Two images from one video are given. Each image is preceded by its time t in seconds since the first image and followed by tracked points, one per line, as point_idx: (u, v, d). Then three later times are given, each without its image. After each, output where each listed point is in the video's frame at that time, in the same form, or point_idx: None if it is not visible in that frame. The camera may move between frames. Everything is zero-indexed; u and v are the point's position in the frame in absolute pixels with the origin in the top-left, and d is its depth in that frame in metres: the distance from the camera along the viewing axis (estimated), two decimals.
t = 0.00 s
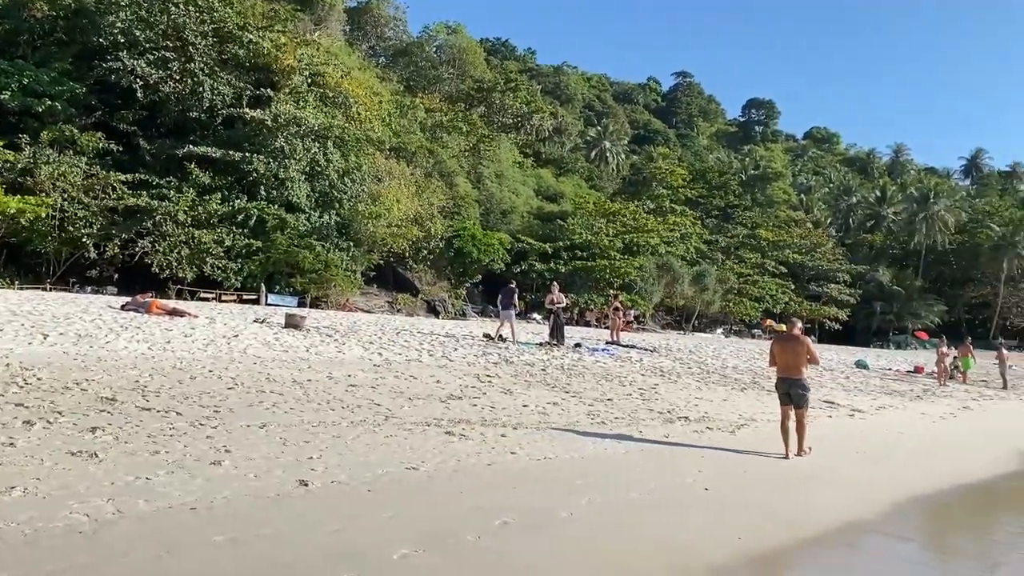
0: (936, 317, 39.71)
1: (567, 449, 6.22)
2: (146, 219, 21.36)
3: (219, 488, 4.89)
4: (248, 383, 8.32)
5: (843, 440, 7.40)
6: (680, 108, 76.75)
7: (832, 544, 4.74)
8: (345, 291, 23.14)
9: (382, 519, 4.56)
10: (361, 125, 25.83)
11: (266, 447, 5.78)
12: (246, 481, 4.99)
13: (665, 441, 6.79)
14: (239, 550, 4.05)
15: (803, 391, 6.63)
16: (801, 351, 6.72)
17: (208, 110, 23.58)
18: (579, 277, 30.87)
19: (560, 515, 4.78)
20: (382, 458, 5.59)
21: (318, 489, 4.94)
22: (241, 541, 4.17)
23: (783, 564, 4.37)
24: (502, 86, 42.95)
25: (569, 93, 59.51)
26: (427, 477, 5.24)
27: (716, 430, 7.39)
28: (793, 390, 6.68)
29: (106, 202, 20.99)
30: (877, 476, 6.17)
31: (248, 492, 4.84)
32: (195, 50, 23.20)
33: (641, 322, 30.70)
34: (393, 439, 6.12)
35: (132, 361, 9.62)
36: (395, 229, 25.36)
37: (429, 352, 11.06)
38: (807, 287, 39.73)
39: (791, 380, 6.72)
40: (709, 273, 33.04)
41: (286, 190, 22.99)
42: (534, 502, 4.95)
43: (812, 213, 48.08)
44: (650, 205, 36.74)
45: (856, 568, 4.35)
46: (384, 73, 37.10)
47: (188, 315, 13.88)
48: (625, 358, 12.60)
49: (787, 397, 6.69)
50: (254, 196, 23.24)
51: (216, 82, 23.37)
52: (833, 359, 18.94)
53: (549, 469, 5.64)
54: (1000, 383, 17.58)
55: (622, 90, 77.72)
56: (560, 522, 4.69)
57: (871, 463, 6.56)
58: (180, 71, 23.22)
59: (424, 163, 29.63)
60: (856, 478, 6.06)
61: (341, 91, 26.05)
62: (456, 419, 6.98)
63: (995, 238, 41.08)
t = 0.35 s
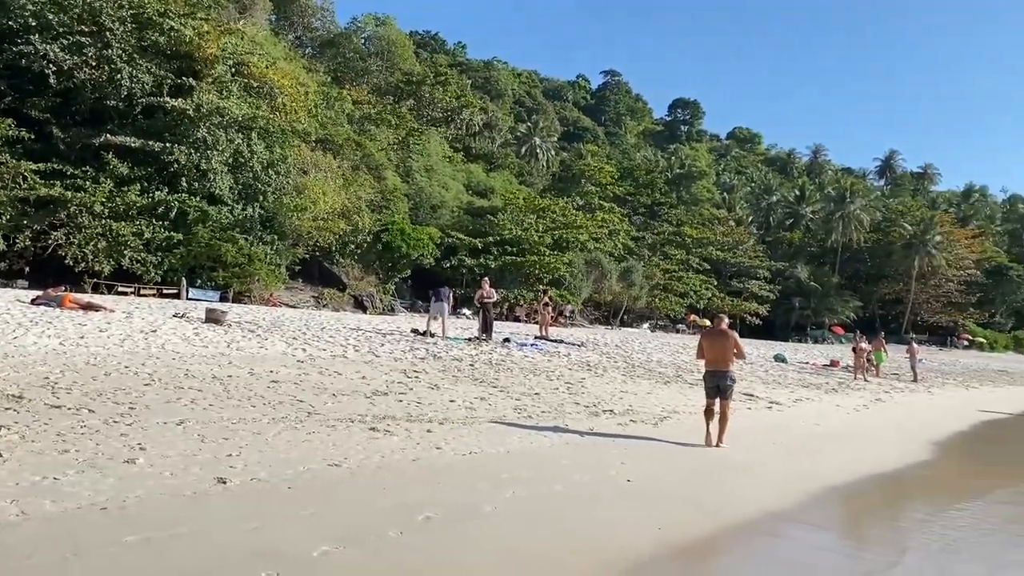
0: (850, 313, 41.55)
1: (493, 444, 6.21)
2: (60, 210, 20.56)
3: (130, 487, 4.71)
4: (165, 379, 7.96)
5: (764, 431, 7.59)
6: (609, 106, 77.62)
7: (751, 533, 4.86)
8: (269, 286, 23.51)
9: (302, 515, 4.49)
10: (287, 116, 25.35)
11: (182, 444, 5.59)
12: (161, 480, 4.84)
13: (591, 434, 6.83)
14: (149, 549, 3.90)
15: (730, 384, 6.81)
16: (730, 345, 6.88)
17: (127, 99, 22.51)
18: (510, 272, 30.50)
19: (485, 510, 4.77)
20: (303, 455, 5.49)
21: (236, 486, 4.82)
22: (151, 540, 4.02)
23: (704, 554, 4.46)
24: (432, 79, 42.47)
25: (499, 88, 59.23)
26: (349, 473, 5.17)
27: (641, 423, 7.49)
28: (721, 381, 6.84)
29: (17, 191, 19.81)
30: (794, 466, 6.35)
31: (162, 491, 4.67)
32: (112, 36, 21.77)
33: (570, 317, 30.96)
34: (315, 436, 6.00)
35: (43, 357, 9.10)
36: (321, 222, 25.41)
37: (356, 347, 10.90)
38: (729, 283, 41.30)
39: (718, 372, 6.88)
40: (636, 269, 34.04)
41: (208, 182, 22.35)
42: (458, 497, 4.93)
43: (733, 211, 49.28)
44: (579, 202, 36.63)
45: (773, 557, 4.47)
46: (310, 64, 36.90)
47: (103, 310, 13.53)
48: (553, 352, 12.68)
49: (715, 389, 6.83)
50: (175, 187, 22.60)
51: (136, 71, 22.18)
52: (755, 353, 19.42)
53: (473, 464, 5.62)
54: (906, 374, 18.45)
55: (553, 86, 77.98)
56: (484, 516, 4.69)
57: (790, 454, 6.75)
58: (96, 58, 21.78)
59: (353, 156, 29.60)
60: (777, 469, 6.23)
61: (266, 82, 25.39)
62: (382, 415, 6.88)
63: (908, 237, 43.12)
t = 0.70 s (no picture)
0: (780, 305, 42.47)
1: (427, 437, 6.19)
2: None
3: (48, 486, 4.52)
4: (90, 373, 7.61)
5: (697, 422, 7.72)
6: (549, 100, 77.12)
7: (684, 521, 4.97)
8: (202, 279, 22.06)
9: (231, 511, 4.41)
10: (220, 105, 24.73)
11: (106, 441, 5.40)
12: (84, 478, 4.68)
13: (528, 427, 6.84)
14: (70, 548, 3.76)
15: (669, 374, 6.92)
16: (667, 337, 6.99)
17: (51, 83, 21.64)
18: (450, 264, 28.90)
19: (417, 502, 4.77)
20: (234, 450, 5.40)
21: (162, 483, 4.70)
22: (72, 539, 3.86)
23: (638, 542, 4.55)
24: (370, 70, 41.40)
25: (439, 80, 58.42)
26: (280, 468, 5.10)
27: (575, 415, 7.56)
28: (660, 373, 6.93)
29: None
30: (722, 455, 6.51)
31: (83, 491, 4.49)
32: (35, 19, 20.53)
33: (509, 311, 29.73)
34: (246, 431, 5.88)
35: None
36: (255, 214, 24.17)
37: (291, 341, 10.69)
38: (665, 277, 41.10)
39: (656, 363, 6.97)
40: (575, 262, 32.74)
41: (138, 172, 21.72)
42: (391, 489, 4.92)
43: (669, 204, 49.23)
44: (519, 195, 36.28)
45: (704, 545, 4.59)
46: (245, 52, 36.86)
47: (22, 302, 12.95)
48: (491, 345, 12.67)
49: (654, 380, 6.92)
50: (103, 177, 21.73)
51: (60, 56, 21.38)
52: (688, 345, 19.69)
53: (406, 457, 5.60)
54: (830, 365, 19.07)
55: (492, 78, 76.71)
56: (417, 508, 4.69)
57: (720, 444, 6.89)
58: (18, 41, 20.67)
59: (287, 147, 28.88)
60: (706, 458, 6.37)
61: (199, 69, 24.62)
62: (315, 409, 6.78)
63: (836, 232, 43.50)
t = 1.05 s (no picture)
0: (724, 297, 43.06)
1: (372, 429, 6.17)
2: None
3: None
4: (23, 366, 7.33)
5: (641, 412, 7.82)
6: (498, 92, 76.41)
7: (627, 510, 5.03)
8: (144, 270, 20.66)
9: (170, 506, 4.33)
10: (162, 93, 23.59)
11: (39, 437, 5.22)
12: (15, 474, 4.53)
13: (474, 418, 6.85)
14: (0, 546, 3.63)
15: (620, 365, 7.06)
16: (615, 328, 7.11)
17: None
18: (399, 254, 27.83)
19: (360, 495, 4.76)
20: (174, 444, 5.30)
21: (98, 479, 4.58)
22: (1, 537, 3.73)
23: (581, 531, 4.60)
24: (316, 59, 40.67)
25: (387, 69, 57.60)
26: (222, 462, 5.04)
27: (522, 406, 7.59)
28: (609, 363, 7.05)
29: None
30: (665, 445, 6.62)
31: (13, 487, 4.34)
32: None
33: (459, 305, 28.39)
34: (186, 425, 5.78)
35: None
36: (197, 204, 23.36)
37: (233, 333, 10.49)
38: (613, 269, 40.64)
39: (606, 354, 7.10)
40: (525, 254, 32.21)
41: (76, 160, 20.14)
42: (334, 483, 4.90)
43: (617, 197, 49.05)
44: (468, 186, 35.95)
45: (646, 532, 4.67)
46: (187, 39, 36.02)
47: None
48: (439, 338, 12.63)
49: (604, 370, 7.03)
50: (37, 165, 20.00)
51: None
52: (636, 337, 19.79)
53: (349, 449, 5.58)
54: (773, 355, 19.44)
55: (441, 69, 75.98)
56: (360, 500, 4.68)
57: (664, 433, 7.00)
58: None
59: (231, 136, 27.43)
60: (649, 447, 6.47)
61: (138, 55, 23.30)
62: (258, 402, 6.70)
63: (780, 226, 44.60)
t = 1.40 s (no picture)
0: (678, 288, 43.51)
1: (327, 421, 6.16)
2: None
3: None
4: None
5: (596, 403, 7.89)
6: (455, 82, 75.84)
7: (582, 500, 5.09)
8: (92, 262, 19.59)
9: (116, 501, 4.25)
10: (109, 80, 22.86)
11: None
12: None
13: (429, 410, 6.86)
14: None
15: (585, 355, 7.11)
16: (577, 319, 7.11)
17: None
18: (354, 246, 27.86)
19: (313, 488, 4.74)
20: (120, 439, 5.20)
21: (40, 476, 4.47)
22: None
23: (537, 521, 4.64)
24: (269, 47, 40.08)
25: (342, 58, 56.84)
26: (171, 457, 4.96)
27: (478, 397, 7.61)
28: (577, 355, 7.05)
29: None
30: (620, 435, 6.69)
31: None
32: None
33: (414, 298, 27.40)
34: (134, 418, 5.69)
35: None
36: (147, 194, 22.51)
37: (184, 326, 10.33)
38: (569, 261, 40.78)
39: (573, 346, 7.07)
40: (482, 245, 31.32)
41: (20, 149, 19.00)
42: (287, 477, 4.88)
43: (573, 189, 48.50)
44: (424, 177, 35.66)
45: (600, 521, 4.72)
46: (134, 24, 35.05)
47: None
48: (395, 329, 12.59)
49: (574, 362, 7.01)
50: None
51: None
52: (590, 328, 19.90)
53: (302, 442, 5.56)
54: (725, 345, 19.72)
55: (397, 58, 75.20)
56: (313, 493, 4.67)
57: (618, 424, 7.08)
58: None
59: (182, 125, 26.77)
60: (603, 437, 6.55)
61: (84, 42, 22.50)
62: (209, 395, 6.61)
63: (733, 218, 45.20)
